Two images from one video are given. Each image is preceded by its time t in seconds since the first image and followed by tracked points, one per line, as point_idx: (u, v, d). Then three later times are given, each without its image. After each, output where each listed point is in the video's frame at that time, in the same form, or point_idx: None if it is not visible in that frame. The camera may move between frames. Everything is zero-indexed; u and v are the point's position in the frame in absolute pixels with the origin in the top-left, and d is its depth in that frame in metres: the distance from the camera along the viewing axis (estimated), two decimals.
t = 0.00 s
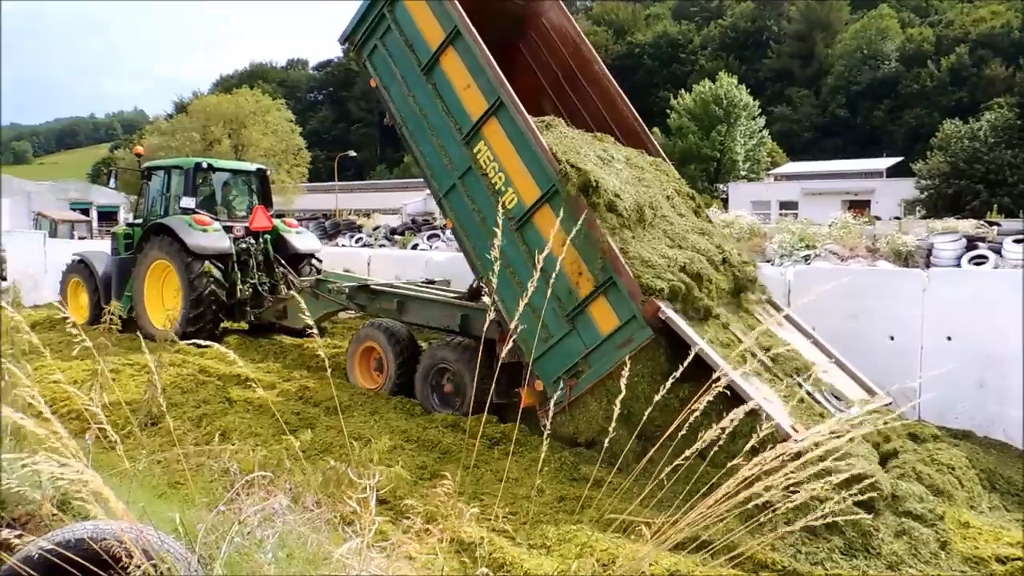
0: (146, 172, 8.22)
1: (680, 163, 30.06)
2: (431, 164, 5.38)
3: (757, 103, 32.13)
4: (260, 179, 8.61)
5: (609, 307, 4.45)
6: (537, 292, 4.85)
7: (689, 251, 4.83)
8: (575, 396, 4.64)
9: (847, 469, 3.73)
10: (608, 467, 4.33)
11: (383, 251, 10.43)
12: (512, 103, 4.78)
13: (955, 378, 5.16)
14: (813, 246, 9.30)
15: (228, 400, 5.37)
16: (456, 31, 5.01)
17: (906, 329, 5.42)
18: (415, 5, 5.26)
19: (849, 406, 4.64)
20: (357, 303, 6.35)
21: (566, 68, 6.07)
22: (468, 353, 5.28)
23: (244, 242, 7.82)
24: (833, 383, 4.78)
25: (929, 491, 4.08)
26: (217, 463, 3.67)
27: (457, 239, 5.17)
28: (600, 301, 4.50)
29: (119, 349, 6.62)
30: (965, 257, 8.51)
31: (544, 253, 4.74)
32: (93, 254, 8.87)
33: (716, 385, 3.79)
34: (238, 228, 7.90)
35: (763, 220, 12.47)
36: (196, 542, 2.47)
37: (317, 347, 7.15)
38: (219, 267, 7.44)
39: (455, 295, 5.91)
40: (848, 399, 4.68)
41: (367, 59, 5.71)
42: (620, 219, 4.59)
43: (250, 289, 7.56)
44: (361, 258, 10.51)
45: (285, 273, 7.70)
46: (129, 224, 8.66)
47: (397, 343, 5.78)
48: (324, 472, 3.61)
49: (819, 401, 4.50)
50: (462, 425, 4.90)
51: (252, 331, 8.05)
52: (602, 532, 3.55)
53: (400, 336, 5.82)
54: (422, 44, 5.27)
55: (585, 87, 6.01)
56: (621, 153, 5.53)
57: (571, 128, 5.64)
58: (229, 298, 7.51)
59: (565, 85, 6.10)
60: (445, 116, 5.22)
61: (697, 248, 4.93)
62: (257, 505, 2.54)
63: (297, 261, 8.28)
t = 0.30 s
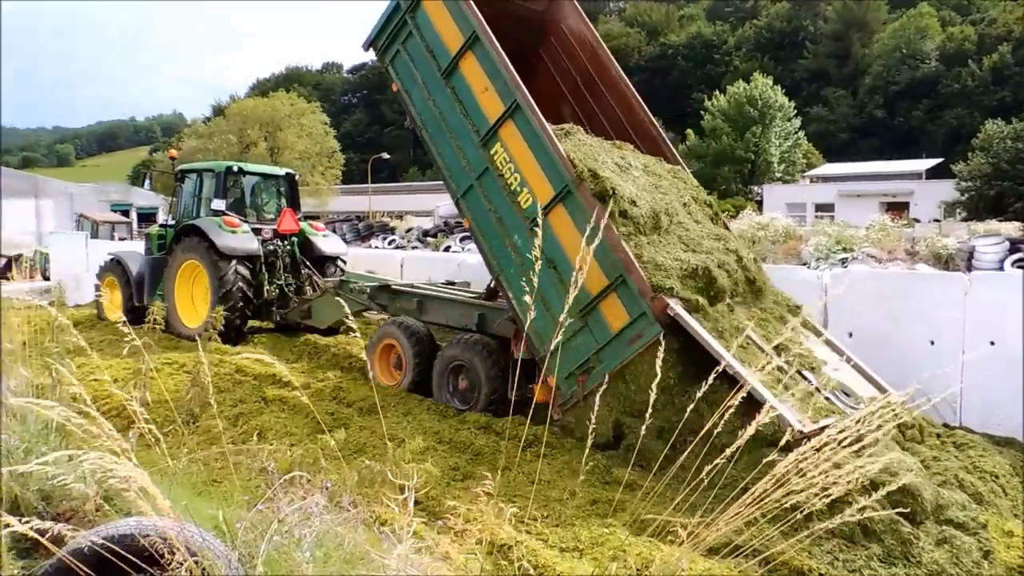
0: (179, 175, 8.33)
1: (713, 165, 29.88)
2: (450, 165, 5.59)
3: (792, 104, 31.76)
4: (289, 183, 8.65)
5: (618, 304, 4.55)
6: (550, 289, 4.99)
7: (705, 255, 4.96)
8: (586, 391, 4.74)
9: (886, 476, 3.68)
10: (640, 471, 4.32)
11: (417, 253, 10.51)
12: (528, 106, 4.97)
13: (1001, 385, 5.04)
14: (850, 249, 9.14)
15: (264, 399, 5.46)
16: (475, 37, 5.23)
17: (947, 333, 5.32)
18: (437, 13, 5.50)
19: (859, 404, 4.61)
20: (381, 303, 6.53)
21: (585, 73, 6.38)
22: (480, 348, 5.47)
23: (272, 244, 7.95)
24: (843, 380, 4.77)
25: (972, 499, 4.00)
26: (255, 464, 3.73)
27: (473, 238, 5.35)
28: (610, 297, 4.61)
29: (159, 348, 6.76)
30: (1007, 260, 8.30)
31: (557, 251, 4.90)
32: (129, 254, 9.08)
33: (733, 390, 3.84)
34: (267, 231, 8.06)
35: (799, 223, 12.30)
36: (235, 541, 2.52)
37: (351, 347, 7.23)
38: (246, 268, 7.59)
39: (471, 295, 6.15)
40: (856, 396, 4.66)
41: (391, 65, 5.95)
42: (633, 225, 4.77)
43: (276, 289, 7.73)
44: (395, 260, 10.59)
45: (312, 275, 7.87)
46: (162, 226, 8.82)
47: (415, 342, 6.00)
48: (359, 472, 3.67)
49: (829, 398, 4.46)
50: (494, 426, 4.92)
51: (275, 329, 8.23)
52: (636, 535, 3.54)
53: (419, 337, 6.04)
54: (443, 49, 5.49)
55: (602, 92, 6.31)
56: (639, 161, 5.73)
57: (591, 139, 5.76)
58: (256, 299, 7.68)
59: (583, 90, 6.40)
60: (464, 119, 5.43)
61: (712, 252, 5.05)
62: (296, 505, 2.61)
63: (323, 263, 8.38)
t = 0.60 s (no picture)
0: (203, 179, 8.48)
1: (743, 167, 29.77)
2: (460, 168, 5.63)
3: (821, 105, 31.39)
4: (310, 188, 8.79)
5: (623, 302, 4.62)
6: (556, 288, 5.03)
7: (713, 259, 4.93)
8: (591, 388, 4.81)
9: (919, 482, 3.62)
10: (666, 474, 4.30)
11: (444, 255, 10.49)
12: (536, 109, 5.00)
13: None
14: (882, 251, 8.97)
15: (292, 401, 5.50)
16: (485, 41, 5.27)
17: (983, 335, 5.21)
18: (449, 19, 5.55)
19: (859, 398, 4.51)
20: (395, 302, 6.56)
21: (596, 79, 6.39)
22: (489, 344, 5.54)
23: (293, 247, 8.06)
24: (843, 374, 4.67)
25: (1008, 506, 3.92)
26: (288, 466, 3.75)
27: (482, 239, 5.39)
28: (615, 295, 4.67)
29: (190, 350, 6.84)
30: None
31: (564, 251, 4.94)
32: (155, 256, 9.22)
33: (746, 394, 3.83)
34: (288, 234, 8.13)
35: (829, 225, 12.10)
36: (267, 541, 2.55)
37: (377, 348, 7.27)
38: (267, 270, 7.66)
39: (484, 295, 6.15)
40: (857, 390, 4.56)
41: (405, 70, 6.02)
42: (640, 229, 4.76)
43: (296, 291, 7.83)
44: (422, 262, 10.60)
45: (329, 276, 8.00)
46: (187, 229, 8.89)
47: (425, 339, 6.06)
48: (388, 474, 3.71)
49: (830, 393, 4.40)
50: (520, 429, 4.93)
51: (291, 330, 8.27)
52: (665, 540, 3.51)
53: (429, 334, 6.09)
54: (455, 54, 5.54)
55: (613, 97, 6.30)
56: (649, 168, 5.68)
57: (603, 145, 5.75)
58: (275, 301, 7.73)
59: (595, 95, 6.41)
60: (474, 122, 5.47)
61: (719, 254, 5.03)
62: (326, 506, 2.64)
63: (341, 265, 8.44)
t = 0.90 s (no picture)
0: (216, 184, 8.65)
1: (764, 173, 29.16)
2: (461, 173, 5.76)
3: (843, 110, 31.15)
4: (321, 191, 8.87)
5: (618, 303, 4.75)
6: (555, 290, 5.16)
7: (707, 266, 5.06)
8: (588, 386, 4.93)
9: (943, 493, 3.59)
10: (683, 481, 4.29)
11: (463, 259, 10.54)
12: (535, 116, 5.14)
13: None
14: (905, 258, 8.88)
15: (313, 404, 5.54)
16: (486, 50, 5.41)
17: (1010, 343, 5.16)
18: (451, 27, 5.68)
19: (846, 399, 4.59)
20: (401, 304, 6.66)
21: (598, 85, 6.49)
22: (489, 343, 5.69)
23: (302, 249, 8.09)
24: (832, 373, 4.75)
25: None
26: (309, 469, 3.76)
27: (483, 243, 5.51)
28: (610, 296, 4.80)
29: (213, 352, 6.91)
30: None
31: (562, 253, 5.08)
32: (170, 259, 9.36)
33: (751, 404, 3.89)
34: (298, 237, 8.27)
35: (852, 231, 12.01)
36: (289, 543, 2.57)
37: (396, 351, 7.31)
38: (277, 273, 7.77)
39: (488, 297, 6.20)
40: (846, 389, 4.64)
41: (408, 77, 6.14)
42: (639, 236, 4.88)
43: (305, 293, 7.87)
44: (442, 266, 10.66)
45: (338, 277, 8.03)
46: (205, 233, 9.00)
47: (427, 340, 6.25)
48: (409, 477, 3.75)
49: (819, 391, 4.50)
50: (540, 433, 4.92)
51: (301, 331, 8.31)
52: (685, 548, 3.50)
53: (433, 336, 6.28)
54: (456, 62, 5.67)
55: (615, 103, 6.41)
56: (649, 177, 5.79)
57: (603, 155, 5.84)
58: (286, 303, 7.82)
59: (597, 101, 6.52)
60: (475, 129, 5.60)
61: (713, 260, 5.17)
62: (348, 508, 2.65)
63: (349, 267, 8.59)
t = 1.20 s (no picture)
0: (228, 192, 8.90)
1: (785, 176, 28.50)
2: (460, 180, 5.84)
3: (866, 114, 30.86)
4: (329, 197, 9.02)
5: (612, 305, 4.81)
6: (551, 293, 5.23)
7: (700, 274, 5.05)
8: (583, 388, 4.99)
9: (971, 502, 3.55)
10: (704, 488, 4.26)
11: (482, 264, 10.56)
12: (530, 123, 5.22)
13: None
14: (930, 263, 8.76)
15: (335, 408, 5.57)
16: (484, 59, 5.49)
17: None
18: (450, 38, 5.78)
19: (836, 397, 4.75)
20: (405, 307, 6.82)
21: (597, 90, 6.53)
22: (487, 342, 5.76)
23: (311, 254, 8.27)
24: (822, 372, 4.90)
25: None
26: (333, 473, 3.78)
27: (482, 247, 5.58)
28: (604, 299, 4.86)
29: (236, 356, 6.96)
30: None
31: (557, 258, 5.16)
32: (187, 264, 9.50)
33: (741, 407, 3.96)
34: (307, 242, 8.37)
35: (876, 235, 11.86)
36: (313, 545, 2.60)
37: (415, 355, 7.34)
38: (286, 278, 7.95)
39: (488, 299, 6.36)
40: (835, 389, 4.79)
41: (409, 87, 6.26)
42: (632, 247, 4.92)
43: (313, 297, 8.06)
44: (461, 271, 10.68)
45: (345, 282, 8.20)
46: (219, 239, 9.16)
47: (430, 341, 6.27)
48: (432, 480, 3.76)
49: (808, 391, 4.64)
50: (560, 438, 4.92)
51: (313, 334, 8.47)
52: (709, 555, 3.47)
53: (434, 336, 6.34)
54: (456, 71, 5.77)
55: (612, 109, 6.45)
56: (646, 187, 5.76)
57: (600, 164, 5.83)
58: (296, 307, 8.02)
59: (595, 107, 6.57)
60: (474, 136, 5.70)
61: (705, 266, 5.17)
62: (371, 513, 2.67)
63: (358, 272, 8.66)
